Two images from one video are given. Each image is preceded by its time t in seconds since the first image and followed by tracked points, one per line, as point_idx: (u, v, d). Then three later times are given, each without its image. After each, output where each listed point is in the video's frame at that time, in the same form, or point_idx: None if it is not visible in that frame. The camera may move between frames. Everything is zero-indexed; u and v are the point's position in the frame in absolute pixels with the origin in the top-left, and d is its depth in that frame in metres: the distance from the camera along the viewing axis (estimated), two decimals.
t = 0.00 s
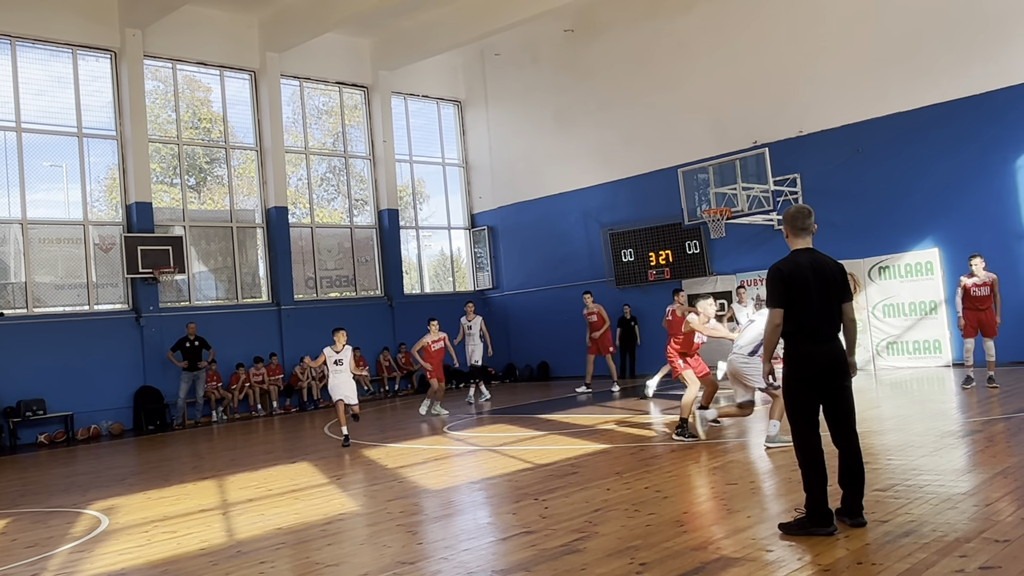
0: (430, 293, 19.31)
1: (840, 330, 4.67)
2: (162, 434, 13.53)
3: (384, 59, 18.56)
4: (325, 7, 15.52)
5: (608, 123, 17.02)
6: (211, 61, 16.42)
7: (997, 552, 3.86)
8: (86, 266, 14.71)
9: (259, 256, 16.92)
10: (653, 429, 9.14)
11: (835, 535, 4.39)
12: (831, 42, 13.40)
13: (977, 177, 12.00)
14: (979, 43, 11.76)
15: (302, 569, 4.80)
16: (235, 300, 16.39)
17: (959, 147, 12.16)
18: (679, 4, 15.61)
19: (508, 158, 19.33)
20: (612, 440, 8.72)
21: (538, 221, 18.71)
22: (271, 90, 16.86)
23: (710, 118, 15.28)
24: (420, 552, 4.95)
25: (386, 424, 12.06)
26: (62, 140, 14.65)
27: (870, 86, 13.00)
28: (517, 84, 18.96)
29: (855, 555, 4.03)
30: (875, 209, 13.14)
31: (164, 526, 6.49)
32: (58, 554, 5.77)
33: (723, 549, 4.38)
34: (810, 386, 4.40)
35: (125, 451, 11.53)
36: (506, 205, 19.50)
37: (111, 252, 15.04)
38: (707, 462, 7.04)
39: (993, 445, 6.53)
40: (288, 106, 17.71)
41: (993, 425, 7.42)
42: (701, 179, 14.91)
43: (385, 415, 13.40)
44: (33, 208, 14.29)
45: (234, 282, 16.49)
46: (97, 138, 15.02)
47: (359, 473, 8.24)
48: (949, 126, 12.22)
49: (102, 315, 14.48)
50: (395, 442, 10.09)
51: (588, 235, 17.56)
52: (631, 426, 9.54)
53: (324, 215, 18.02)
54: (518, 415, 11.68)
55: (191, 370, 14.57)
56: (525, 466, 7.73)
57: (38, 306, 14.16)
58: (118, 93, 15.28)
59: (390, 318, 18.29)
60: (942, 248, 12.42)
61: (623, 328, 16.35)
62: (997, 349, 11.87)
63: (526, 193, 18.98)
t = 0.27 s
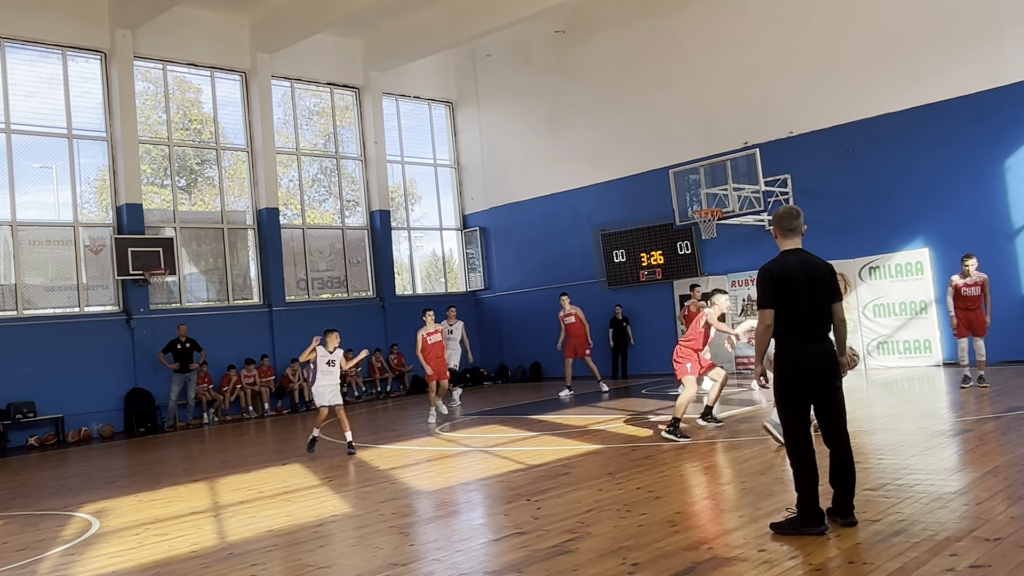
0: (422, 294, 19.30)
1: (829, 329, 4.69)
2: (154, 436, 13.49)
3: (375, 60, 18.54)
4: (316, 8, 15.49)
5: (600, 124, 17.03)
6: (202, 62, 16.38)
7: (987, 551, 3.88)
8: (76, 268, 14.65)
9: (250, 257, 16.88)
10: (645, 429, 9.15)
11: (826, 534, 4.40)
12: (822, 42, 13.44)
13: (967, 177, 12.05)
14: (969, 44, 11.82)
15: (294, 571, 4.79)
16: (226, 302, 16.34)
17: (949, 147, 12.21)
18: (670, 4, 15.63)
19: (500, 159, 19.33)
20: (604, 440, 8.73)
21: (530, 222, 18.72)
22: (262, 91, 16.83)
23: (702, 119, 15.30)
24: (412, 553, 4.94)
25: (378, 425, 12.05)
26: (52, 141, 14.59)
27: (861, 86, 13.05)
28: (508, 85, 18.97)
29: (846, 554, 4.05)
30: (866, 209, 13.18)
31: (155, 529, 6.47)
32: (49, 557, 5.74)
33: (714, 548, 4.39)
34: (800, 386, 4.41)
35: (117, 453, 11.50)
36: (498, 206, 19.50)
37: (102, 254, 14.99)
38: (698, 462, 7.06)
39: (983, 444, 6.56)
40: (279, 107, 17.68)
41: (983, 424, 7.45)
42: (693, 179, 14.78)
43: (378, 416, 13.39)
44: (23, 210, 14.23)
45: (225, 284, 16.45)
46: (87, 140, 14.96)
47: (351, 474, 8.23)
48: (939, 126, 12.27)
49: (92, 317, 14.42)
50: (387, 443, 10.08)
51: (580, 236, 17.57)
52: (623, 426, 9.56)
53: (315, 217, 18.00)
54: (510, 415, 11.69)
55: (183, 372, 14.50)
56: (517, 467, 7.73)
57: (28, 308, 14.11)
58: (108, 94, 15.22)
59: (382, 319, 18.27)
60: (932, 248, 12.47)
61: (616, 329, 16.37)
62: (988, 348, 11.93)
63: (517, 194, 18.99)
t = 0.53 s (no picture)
0: (417, 294, 19.29)
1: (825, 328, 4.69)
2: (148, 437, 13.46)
3: (369, 60, 18.53)
4: (309, 9, 15.46)
5: (595, 123, 17.03)
6: (195, 62, 16.35)
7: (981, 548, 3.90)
8: (70, 269, 14.61)
9: (244, 258, 16.86)
10: (640, 429, 9.16)
11: (821, 533, 4.42)
12: (816, 41, 13.46)
13: (961, 175, 12.09)
14: (961, 43, 11.85)
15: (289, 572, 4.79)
16: (221, 302, 16.31)
17: (943, 146, 12.24)
18: (664, 4, 15.64)
19: (494, 159, 19.33)
20: (598, 439, 8.74)
21: (525, 221, 18.72)
22: (255, 91, 16.79)
23: (696, 118, 15.32)
24: (408, 554, 4.94)
25: (373, 425, 12.04)
26: (45, 141, 14.54)
27: (854, 85, 13.07)
28: (502, 84, 18.96)
29: (841, 552, 4.06)
30: (861, 208, 13.20)
31: (149, 530, 6.45)
32: (43, 559, 5.73)
33: (709, 548, 4.40)
34: (795, 384, 4.42)
35: (111, 454, 11.47)
36: (492, 205, 19.50)
37: (95, 255, 14.95)
38: (693, 461, 7.07)
39: (977, 442, 6.59)
40: (273, 107, 17.65)
41: (977, 422, 7.48)
42: (687, 178, 14.95)
43: (373, 416, 13.37)
44: (17, 211, 14.19)
45: (220, 284, 16.42)
46: (80, 140, 14.92)
47: (346, 474, 8.22)
48: (933, 125, 12.30)
49: (85, 318, 14.38)
50: (382, 443, 10.07)
51: (575, 235, 17.58)
52: (617, 425, 9.57)
53: (309, 217, 17.97)
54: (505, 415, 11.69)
55: (177, 373, 14.48)
56: (512, 467, 7.73)
57: (21, 309, 14.07)
58: (101, 94, 15.18)
59: (377, 319, 18.27)
60: (926, 246, 12.50)
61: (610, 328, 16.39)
62: (982, 346, 11.97)
63: (512, 193, 18.99)
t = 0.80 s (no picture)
0: (413, 294, 19.29)
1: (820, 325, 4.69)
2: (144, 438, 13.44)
3: (364, 60, 18.51)
4: (304, 8, 15.44)
5: (590, 122, 17.03)
6: (190, 62, 16.31)
7: (977, 546, 3.91)
8: (65, 269, 14.58)
9: (239, 258, 16.83)
10: (635, 427, 9.17)
11: (817, 531, 4.43)
12: (811, 40, 13.48)
13: (955, 173, 12.11)
14: (956, 42, 11.88)
15: (286, 572, 4.79)
16: (216, 302, 16.29)
17: (937, 144, 12.26)
18: (659, 3, 15.65)
19: (490, 158, 19.33)
20: (594, 438, 8.75)
21: (521, 221, 18.72)
22: (250, 90, 16.76)
23: (691, 117, 15.33)
24: (404, 553, 4.94)
25: (369, 425, 12.04)
26: (39, 142, 14.50)
27: (849, 84, 13.10)
28: (498, 84, 18.96)
29: (838, 550, 4.06)
30: (856, 206, 13.22)
31: (146, 531, 6.44)
32: (39, 560, 5.72)
33: (706, 546, 4.40)
34: (790, 382, 4.43)
35: (107, 455, 11.45)
36: (488, 204, 19.50)
37: (90, 255, 14.92)
38: (689, 460, 7.07)
39: (972, 439, 6.61)
40: (268, 106, 17.62)
41: (971, 420, 7.50)
42: (683, 177, 14.79)
43: (369, 416, 13.37)
44: (11, 212, 14.15)
45: (215, 284, 16.39)
46: (74, 140, 14.88)
47: (342, 474, 8.22)
48: (928, 123, 12.32)
49: (80, 319, 14.35)
50: (378, 443, 10.06)
51: (570, 234, 17.58)
52: (613, 424, 9.58)
53: (305, 217, 17.96)
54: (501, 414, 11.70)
55: (173, 373, 14.45)
56: (508, 466, 7.74)
57: (16, 310, 14.04)
58: (96, 94, 15.14)
59: (373, 319, 18.26)
60: (921, 245, 12.53)
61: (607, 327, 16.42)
62: (977, 344, 12.00)
63: (508, 193, 18.99)
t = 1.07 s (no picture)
0: (410, 293, 19.29)
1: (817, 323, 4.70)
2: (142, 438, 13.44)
3: (360, 59, 18.50)
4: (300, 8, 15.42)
5: (587, 121, 17.04)
6: (186, 62, 16.29)
7: (974, 543, 3.91)
8: (61, 269, 14.56)
9: (236, 258, 16.81)
10: (633, 426, 9.17)
11: (814, 528, 4.43)
12: (807, 39, 13.50)
13: (952, 172, 12.13)
14: (952, 41, 11.89)
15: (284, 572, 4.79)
16: (213, 303, 16.27)
17: (934, 142, 12.28)
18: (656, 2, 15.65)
19: (486, 157, 19.33)
20: (592, 437, 8.76)
21: (518, 220, 18.72)
22: (246, 90, 16.75)
23: (688, 116, 15.34)
24: (402, 553, 4.94)
25: (367, 425, 12.04)
26: (35, 142, 14.47)
27: (846, 83, 13.11)
28: (494, 83, 18.95)
29: (835, 548, 4.07)
30: (852, 204, 13.24)
31: (143, 531, 6.44)
32: (36, 561, 5.71)
33: (703, 544, 4.41)
34: (787, 380, 4.44)
35: (104, 455, 11.44)
36: (485, 204, 19.50)
37: (87, 255, 14.90)
38: (686, 458, 7.08)
39: (969, 437, 6.63)
40: (264, 106, 17.60)
41: (969, 417, 7.52)
42: (679, 176, 14.85)
43: (367, 416, 13.35)
44: (7, 212, 14.12)
45: (212, 285, 16.37)
46: (70, 140, 14.85)
47: (340, 474, 8.23)
48: (924, 122, 12.34)
49: (77, 320, 14.33)
50: (376, 442, 10.07)
51: (568, 233, 17.59)
52: (611, 423, 9.58)
53: (301, 216, 17.95)
54: (499, 413, 11.71)
55: (170, 373, 14.44)
56: (506, 465, 7.74)
57: (12, 310, 14.00)
58: (92, 94, 15.11)
59: (370, 319, 18.25)
60: (917, 243, 12.55)
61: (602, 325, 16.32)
62: (974, 342, 12.02)
63: (505, 192, 18.99)
